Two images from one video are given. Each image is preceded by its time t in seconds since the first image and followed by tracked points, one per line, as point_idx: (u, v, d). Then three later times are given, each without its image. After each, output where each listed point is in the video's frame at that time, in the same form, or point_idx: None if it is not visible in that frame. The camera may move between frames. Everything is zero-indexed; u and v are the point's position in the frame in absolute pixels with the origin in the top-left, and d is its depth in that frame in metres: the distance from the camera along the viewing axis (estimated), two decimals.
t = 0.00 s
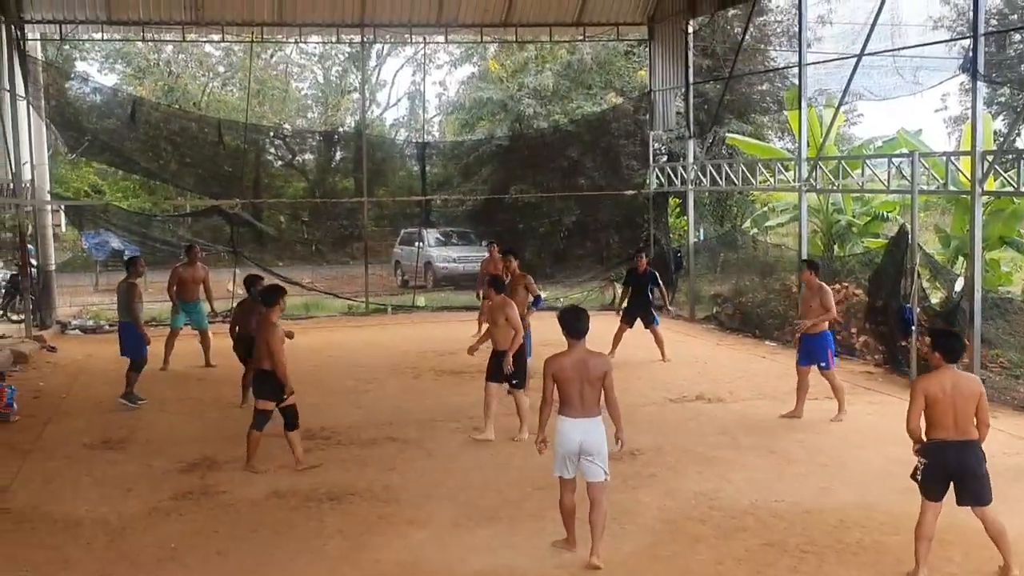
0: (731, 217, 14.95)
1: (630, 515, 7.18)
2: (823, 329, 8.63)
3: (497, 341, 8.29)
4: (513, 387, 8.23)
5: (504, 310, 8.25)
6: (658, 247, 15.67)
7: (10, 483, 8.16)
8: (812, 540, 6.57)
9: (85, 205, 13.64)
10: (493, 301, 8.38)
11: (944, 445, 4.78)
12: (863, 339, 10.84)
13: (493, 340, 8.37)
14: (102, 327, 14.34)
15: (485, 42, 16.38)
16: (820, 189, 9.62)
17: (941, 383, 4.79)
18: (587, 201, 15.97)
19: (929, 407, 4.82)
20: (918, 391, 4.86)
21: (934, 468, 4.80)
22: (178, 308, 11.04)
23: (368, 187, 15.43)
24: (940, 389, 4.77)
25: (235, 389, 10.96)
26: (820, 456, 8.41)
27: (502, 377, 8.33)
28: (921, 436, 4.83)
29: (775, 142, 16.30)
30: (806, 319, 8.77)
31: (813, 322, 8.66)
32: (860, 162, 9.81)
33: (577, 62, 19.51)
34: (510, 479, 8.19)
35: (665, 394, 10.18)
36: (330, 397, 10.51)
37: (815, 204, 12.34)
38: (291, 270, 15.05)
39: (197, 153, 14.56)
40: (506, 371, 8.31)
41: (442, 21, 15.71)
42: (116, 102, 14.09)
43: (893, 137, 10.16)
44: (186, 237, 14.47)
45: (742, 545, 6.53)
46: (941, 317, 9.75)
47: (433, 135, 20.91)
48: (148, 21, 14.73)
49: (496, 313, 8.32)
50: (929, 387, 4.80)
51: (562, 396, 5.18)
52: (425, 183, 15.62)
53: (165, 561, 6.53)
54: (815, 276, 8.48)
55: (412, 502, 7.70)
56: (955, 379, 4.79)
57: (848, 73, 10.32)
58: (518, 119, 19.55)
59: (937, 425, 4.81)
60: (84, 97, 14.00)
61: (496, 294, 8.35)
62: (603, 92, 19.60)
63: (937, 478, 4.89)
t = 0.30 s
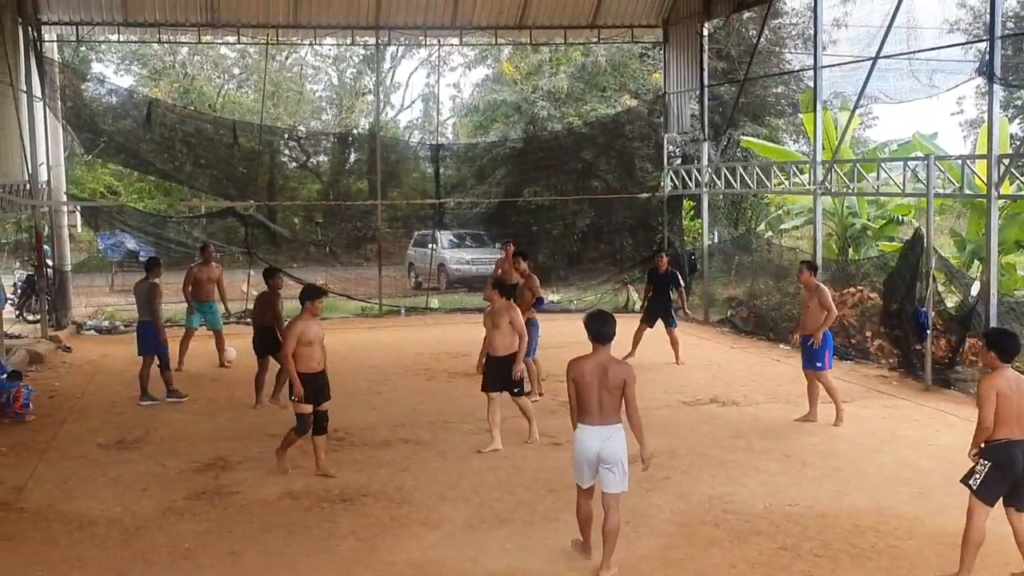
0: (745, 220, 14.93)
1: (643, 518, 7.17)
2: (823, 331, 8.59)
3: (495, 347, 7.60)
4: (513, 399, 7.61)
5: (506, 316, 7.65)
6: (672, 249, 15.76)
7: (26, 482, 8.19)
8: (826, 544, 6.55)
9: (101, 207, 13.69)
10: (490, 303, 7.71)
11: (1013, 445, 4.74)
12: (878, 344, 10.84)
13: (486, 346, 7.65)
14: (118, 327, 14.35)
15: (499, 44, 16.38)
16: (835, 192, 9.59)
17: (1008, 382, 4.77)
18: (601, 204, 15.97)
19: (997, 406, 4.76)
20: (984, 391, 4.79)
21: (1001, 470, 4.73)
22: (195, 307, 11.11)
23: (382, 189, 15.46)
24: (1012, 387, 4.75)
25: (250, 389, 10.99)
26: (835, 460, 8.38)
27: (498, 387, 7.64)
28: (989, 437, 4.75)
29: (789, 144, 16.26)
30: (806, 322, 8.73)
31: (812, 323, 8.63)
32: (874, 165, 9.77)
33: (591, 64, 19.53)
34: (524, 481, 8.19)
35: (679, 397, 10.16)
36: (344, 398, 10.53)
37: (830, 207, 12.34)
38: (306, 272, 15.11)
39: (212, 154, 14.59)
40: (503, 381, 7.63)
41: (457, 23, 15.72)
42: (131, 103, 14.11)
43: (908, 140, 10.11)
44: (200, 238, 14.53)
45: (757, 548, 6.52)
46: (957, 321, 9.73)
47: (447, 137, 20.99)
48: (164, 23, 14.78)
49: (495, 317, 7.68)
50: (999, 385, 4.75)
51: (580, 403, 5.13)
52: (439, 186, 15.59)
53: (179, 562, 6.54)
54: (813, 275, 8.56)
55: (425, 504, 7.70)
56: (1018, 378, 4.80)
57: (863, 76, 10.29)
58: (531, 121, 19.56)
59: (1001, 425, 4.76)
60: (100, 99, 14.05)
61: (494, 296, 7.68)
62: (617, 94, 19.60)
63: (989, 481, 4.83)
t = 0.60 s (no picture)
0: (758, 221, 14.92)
1: (655, 520, 7.17)
2: (825, 331, 8.59)
3: (497, 348, 7.51)
4: (511, 402, 7.55)
5: (507, 320, 7.62)
6: (684, 252, 15.62)
7: (40, 482, 8.23)
8: (838, 547, 6.54)
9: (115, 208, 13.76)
10: (491, 306, 7.64)
11: None
12: (892, 345, 10.82)
13: (485, 348, 7.54)
14: (131, 329, 14.52)
15: (512, 46, 16.40)
16: (848, 194, 9.56)
17: None
18: (613, 205, 15.98)
19: None
20: None
21: None
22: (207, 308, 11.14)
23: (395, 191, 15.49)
24: None
25: (262, 390, 11.03)
26: (848, 462, 8.35)
27: (496, 389, 7.55)
28: None
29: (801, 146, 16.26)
30: (806, 323, 8.74)
31: (814, 323, 8.63)
32: (888, 166, 9.73)
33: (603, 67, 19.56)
34: (535, 483, 8.20)
35: (691, 399, 10.17)
36: (356, 400, 10.56)
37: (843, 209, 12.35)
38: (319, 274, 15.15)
39: (225, 156, 14.62)
40: (501, 384, 7.56)
41: (470, 24, 15.75)
42: (145, 105, 14.16)
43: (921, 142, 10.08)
44: (213, 240, 14.59)
45: (769, 550, 6.51)
46: (970, 323, 9.70)
47: (460, 139, 21.05)
48: (178, 24, 14.85)
49: (496, 320, 7.61)
50: None
51: (595, 408, 5.08)
52: (451, 188, 15.61)
53: (192, 562, 6.57)
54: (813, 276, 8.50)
55: (437, 505, 7.71)
56: None
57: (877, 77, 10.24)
58: (543, 123, 19.54)
59: None
60: (115, 101, 14.12)
61: (496, 300, 7.63)
62: (629, 96, 19.60)
63: None
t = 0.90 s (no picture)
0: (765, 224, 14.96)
1: (661, 522, 7.16)
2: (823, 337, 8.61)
3: (494, 356, 7.50)
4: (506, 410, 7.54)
5: (507, 326, 7.60)
6: (691, 253, 15.84)
7: (46, 480, 8.25)
8: (845, 549, 6.52)
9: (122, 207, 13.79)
10: (493, 313, 7.62)
11: None
12: (898, 349, 10.78)
13: (484, 354, 7.54)
14: (138, 328, 14.62)
15: (519, 47, 16.41)
16: (855, 197, 9.53)
17: None
18: (620, 206, 15.99)
19: None
20: None
21: None
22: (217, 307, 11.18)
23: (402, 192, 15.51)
24: None
25: (268, 390, 11.05)
26: (854, 465, 8.34)
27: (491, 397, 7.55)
28: None
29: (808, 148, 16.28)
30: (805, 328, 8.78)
31: (813, 330, 8.67)
32: (895, 169, 9.70)
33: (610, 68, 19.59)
34: (541, 483, 8.20)
35: (697, 400, 10.16)
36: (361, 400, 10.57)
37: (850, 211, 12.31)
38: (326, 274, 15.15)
39: (233, 156, 14.64)
40: (498, 391, 7.55)
41: (477, 25, 15.76)
42: (152, 104, 14.21)
43: (928, 144, 10.05)
44: (220, 240, 14.62)
45: (775, 553, 6.50)
46: (977, 326, 9.68)
47: (467, 140, 21.08)
48: (186, 25, 14.89)
49: (496, 327, 7.59)
50: None
51: (604, 417, 5.06)
52: (458, 188, 15.62)
53: (198, 561, 6.57)
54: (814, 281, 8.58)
55: (443, 505, 7.71)
56: None
57: (884, 79, 10.20)
58: (550, 124, 19.55)
59: None
60: (123, 100, 14.16)
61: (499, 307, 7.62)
62: (637, 98, 19.63)
63: None
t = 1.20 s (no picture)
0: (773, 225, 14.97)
1: (667, 521, 7.15)
2: (822, 338, 8.70)
3: (495, 357, 7.49)
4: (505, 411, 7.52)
5: (507, 327, 7.55)
6: (698, 252, 15.76)
7: (53, 476, 8.27)
8: (851, 551, 6.51)
9: (130, 203, 13.87)
10: (491, 313, 7.57)
11: None
12: (905, 350, 10.78)
13: (485, 355, 7.54)
14: (146, 324, 14.63)
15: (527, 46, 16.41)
16: (864, 197, 9.50)
17: None
18: (628, 206, 15.99)
19: None
20: None
21: None
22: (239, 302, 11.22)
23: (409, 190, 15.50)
24: None
25: (275, 387, 11.07)
26: (861, 466, 8.33)
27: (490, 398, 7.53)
28: None
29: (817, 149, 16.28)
30: (803, 331, 8.85)
31: (813, 330, 8.75)
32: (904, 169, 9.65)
33: (619, 68, 19.58)
34: (548, 482, 8.19)
35: (704, 400, 10.16)
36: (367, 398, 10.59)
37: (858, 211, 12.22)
38: (334, 271, 15.13)
39: (241, 153, 14.65)
40: (500, 394, 7.53)
41: (486, 24, 15.77)
42: (162, 101, 14.24)
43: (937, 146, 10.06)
44: (228, 237, 14.62)
45: (781, 553, 6.49)
46: (984, 328, 9.63)
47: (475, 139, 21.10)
48: (195, 22, 14.93)
49: (495, 327, 7.55)
50: None
51: (615, 420, 5.03)
52: (466, 187, 15.61)
53: (204, 557, 6.58)
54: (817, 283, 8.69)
55: (449, 503, 7.72)
56: None
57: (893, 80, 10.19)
58: (559, 123, 19.57)
59: None
60: (131, 97, 14.17)
61: (497, 307, 7.55)
62: (646, 98, 19.63)
63: None
